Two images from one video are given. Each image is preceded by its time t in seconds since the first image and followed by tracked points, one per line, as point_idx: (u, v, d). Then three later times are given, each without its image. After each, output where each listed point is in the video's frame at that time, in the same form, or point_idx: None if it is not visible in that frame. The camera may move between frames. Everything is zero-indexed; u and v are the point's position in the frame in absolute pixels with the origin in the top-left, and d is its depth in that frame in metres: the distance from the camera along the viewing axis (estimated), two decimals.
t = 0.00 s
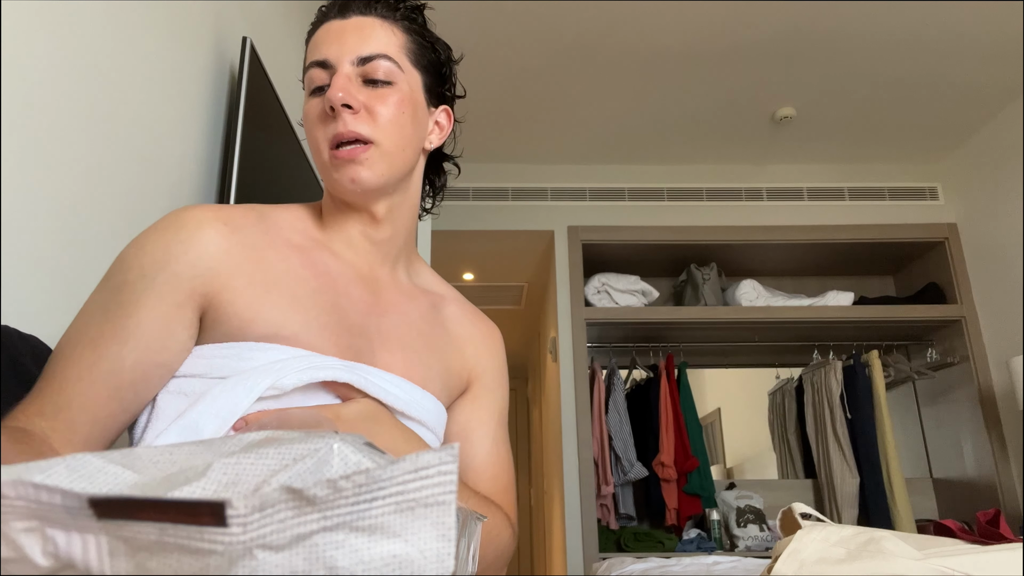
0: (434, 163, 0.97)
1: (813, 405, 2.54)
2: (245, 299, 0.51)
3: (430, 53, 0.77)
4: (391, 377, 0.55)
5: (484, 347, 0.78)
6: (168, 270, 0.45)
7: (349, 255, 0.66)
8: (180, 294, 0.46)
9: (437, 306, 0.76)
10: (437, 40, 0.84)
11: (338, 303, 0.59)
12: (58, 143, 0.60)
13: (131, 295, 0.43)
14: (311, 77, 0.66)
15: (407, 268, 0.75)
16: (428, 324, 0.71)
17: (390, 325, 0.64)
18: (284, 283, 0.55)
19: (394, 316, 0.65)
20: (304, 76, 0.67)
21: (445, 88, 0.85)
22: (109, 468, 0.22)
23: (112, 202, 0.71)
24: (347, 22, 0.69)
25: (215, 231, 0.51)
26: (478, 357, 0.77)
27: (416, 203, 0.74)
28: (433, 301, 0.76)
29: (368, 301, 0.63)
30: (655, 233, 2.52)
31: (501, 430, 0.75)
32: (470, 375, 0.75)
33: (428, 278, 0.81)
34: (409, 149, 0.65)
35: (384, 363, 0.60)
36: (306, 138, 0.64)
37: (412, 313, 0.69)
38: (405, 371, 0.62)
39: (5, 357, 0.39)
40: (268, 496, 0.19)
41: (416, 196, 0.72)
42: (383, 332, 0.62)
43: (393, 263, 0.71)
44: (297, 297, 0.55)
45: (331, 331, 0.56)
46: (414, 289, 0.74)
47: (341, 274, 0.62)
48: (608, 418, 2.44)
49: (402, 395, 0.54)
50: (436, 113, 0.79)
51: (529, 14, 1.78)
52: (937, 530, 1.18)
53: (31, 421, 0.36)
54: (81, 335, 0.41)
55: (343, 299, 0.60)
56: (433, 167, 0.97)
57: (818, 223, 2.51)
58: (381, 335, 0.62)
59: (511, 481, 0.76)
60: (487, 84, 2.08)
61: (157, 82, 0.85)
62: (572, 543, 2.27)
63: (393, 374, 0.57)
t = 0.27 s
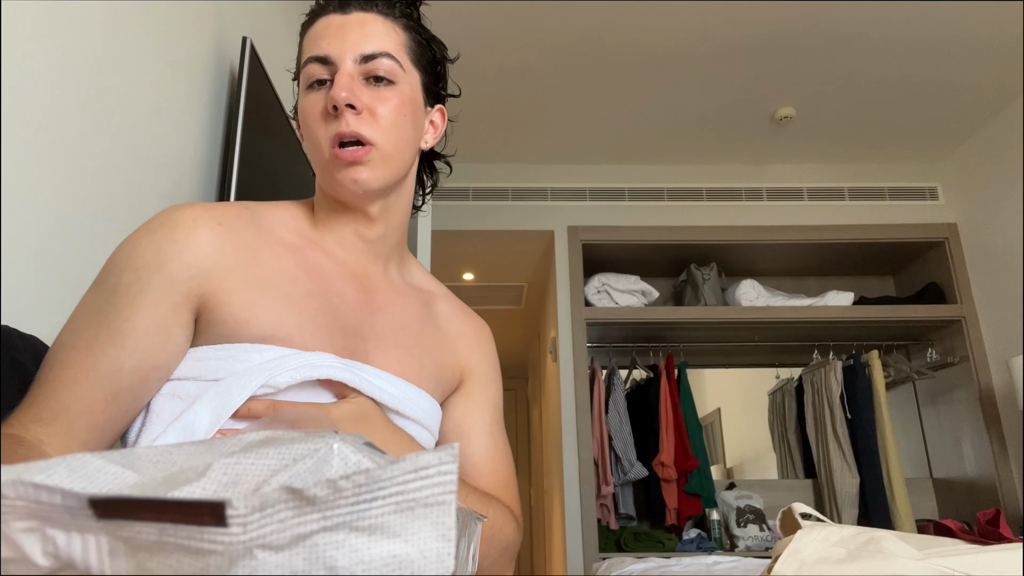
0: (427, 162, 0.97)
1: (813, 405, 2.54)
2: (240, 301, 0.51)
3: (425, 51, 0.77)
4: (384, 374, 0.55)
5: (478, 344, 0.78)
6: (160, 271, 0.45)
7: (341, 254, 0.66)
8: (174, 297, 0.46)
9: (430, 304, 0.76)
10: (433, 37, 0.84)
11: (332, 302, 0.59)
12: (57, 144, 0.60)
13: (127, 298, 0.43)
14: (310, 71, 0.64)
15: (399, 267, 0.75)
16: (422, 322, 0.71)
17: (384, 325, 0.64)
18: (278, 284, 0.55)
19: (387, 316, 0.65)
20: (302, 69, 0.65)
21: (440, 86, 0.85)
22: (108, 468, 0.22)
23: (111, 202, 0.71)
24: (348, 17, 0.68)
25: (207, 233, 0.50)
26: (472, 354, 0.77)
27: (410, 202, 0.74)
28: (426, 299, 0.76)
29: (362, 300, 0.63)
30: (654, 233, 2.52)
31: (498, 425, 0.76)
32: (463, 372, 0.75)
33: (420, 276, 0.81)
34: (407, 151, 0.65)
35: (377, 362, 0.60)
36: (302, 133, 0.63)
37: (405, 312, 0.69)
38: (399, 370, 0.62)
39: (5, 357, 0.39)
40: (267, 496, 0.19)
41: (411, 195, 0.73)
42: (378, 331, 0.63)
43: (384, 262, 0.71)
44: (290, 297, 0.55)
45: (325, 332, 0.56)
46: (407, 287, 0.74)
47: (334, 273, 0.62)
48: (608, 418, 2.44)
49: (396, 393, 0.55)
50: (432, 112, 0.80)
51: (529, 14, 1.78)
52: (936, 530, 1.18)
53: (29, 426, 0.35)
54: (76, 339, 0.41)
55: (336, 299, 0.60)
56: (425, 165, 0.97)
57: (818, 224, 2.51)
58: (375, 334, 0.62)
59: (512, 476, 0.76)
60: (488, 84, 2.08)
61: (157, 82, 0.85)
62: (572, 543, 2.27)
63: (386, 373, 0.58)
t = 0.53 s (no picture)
0: (427, 164, 0.97)
1: (813, 405, 2.54)
2: (240, 301, 0.51)
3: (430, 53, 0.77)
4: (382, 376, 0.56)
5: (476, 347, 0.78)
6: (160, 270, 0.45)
7: (340, 254, 0.66)
8: (176, 297, 0.46)
9: (428, 306, 0.76)
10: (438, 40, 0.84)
11: (331, 302, 0.59)
12: (56, 142, 0.59)
13: (127, 297, 0.43)
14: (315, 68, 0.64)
15: (399, 269, 0.75)
16: (421, 323, 0.71)
17: (383, 326, 0.64)
18: (278, 284, 0.55)
19: (386, 317, 0.65)
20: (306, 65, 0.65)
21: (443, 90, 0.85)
22: (107, 468, 0.22)
23: (111, 201, 0.71)
24: (353, 18, 0.69)
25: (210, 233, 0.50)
26: (469, 356, 0.77)
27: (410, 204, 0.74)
28: (424, 301, 0.76)
29: (361, 301, 0.63)
30: (654, 233, 2.51)
31: (496, 427, 0.76)
32: (461, 373, 0.75)
33: (419, 278, 0.81)
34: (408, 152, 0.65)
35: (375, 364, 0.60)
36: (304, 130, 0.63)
37: (405, 314, 0.69)
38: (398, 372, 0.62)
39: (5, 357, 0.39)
40: (267, 496, 0.19)
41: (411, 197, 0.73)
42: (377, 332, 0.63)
43: (383, 264, 0.71)
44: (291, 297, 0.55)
45: (324, 332, 0.56)
46: (406, 289, 0.74)
47: (334, 274, 0.62)
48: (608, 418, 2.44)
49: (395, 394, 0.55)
50: (434, 116, 0.80)
51: (529, 15, 1.78)
52: (936, 530, 1.18)
53: (31, 424, 0.35)
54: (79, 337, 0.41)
55: (336, 299, 0.60)
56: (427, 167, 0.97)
57: (818, 224, 2.51)
58: (374, 335, 0.62)
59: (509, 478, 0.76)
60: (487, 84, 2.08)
61: (157, 82, 0.85)
62: (572, 542, 2.27)
63: (385, 374, 0.58)
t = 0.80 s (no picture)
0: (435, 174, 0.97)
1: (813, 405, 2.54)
2: (246, 301, 0.52)
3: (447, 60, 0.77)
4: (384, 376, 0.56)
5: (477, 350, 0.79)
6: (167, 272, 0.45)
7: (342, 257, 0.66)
8: (183, 298, 0.46)
9: (429, 309, 0.77)
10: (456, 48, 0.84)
11: (333, 305, 0.59)
12: (56, 143, 0.59)
13: (136, 299, 0.43)
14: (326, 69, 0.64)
15: (402, 272, 0.75)
16: (421, 327, 0.71)
17: (383, 329, 0.64)
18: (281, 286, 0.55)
19: (387, 320, 0.66)
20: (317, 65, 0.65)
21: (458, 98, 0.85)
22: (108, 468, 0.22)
23: (111, 202, 0.71)
24: (370, 23, 0.68)
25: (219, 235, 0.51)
26: (470, 359, 0.77)
27: (413, 207, 0.74)
28: (425, 304, 0.77)
29: (362, 304, 0.64)
30: (654, 233, 2.52)
31: (497, 430, 0.76)
32: (462, 376, 0.75)
33: (422, 281, 0.81)
34: (411, 164, 0.64)
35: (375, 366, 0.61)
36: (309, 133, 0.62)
37: (405, 318, 0.69)
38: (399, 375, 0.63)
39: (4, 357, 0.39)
40: (267, 495, 0.19)
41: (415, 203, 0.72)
42: (377, 337, 0.63)
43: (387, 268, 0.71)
44: (294, 301, 0.56)
45: (326, 334, 0.57)
46: (408, 292, 0.75)
47: (336, 276, 0.63)
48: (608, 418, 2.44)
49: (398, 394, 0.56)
50: (446, 125, 0.79)
51: (528, 15, 1.78)
52: (936, 530, 1.18)
53: (38, 425, 0.35)
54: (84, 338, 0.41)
55: (338, 302, 0.60)
56: (434, 176, 0.97)
57: (817, 224, 2.51)
58: (374, 338, 0.63)
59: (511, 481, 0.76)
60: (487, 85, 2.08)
61: (156, 82, 0.85)
62: (572, 542, 2.27)
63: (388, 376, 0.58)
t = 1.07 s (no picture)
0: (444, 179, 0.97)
1: (813, 405, 2.54)
2: (247, 307, 0.51)
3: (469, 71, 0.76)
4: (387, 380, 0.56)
5: (476, 353, 0.79)
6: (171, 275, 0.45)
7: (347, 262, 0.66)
8: (185, 301, 0.46)
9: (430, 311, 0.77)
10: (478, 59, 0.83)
11: (335, 311, 0.59)
12: (55, 144, 0.59)
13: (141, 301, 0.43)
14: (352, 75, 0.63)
15: (406, 275, 0.75)
16: (423, 329, 0.71)
17: (384, 334, 0.64)
18: (287, 288, 0.56)
19: (390, 324, 0.66)
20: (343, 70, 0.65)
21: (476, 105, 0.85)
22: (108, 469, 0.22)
23: (111, 203, 0.71)
24: (401, 31, 0.68)
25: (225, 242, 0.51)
26: (470, 361, 0.78)
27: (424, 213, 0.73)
28: (427, 305, 0.77)
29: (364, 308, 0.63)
30: (654, 233, 2.52)
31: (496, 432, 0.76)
32: (462, 379, 0.76)
33: (424, 282, 0.81)
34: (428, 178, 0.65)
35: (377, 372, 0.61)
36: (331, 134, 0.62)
37: (408, 322, 0.69)
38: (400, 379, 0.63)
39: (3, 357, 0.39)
40: (268, 496, 0.19)
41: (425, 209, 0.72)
42: (378, 340, 0.63)
43: (392, 272, 0.71)
44: (298, 303, 0.56)
45: (329, 337, 0.56)
46: (410, 295, 0.75)
47: (339, 281, 0.63)
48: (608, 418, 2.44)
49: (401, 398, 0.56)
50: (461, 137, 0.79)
51: (528, 15, 1.77)
52: (937, 530, 1.18)
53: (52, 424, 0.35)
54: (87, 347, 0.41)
55: (339, 307, 0.60)
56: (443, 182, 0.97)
57: (817, 224, 2.51)
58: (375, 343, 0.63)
59: (510, 483, 0.76)
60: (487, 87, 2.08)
61: (156, 82, 0.85)
62: (572, 542, 2.27)
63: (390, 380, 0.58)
